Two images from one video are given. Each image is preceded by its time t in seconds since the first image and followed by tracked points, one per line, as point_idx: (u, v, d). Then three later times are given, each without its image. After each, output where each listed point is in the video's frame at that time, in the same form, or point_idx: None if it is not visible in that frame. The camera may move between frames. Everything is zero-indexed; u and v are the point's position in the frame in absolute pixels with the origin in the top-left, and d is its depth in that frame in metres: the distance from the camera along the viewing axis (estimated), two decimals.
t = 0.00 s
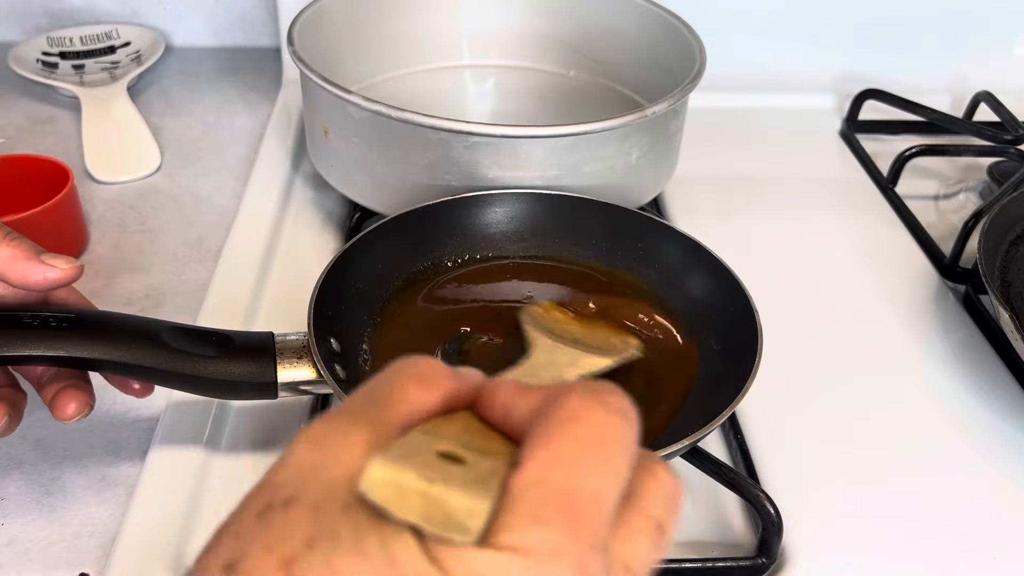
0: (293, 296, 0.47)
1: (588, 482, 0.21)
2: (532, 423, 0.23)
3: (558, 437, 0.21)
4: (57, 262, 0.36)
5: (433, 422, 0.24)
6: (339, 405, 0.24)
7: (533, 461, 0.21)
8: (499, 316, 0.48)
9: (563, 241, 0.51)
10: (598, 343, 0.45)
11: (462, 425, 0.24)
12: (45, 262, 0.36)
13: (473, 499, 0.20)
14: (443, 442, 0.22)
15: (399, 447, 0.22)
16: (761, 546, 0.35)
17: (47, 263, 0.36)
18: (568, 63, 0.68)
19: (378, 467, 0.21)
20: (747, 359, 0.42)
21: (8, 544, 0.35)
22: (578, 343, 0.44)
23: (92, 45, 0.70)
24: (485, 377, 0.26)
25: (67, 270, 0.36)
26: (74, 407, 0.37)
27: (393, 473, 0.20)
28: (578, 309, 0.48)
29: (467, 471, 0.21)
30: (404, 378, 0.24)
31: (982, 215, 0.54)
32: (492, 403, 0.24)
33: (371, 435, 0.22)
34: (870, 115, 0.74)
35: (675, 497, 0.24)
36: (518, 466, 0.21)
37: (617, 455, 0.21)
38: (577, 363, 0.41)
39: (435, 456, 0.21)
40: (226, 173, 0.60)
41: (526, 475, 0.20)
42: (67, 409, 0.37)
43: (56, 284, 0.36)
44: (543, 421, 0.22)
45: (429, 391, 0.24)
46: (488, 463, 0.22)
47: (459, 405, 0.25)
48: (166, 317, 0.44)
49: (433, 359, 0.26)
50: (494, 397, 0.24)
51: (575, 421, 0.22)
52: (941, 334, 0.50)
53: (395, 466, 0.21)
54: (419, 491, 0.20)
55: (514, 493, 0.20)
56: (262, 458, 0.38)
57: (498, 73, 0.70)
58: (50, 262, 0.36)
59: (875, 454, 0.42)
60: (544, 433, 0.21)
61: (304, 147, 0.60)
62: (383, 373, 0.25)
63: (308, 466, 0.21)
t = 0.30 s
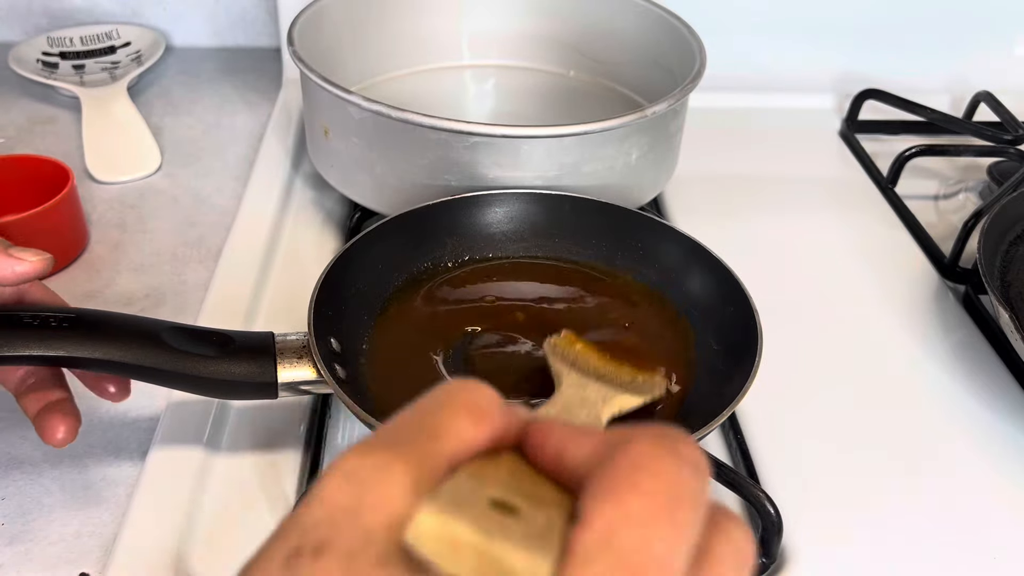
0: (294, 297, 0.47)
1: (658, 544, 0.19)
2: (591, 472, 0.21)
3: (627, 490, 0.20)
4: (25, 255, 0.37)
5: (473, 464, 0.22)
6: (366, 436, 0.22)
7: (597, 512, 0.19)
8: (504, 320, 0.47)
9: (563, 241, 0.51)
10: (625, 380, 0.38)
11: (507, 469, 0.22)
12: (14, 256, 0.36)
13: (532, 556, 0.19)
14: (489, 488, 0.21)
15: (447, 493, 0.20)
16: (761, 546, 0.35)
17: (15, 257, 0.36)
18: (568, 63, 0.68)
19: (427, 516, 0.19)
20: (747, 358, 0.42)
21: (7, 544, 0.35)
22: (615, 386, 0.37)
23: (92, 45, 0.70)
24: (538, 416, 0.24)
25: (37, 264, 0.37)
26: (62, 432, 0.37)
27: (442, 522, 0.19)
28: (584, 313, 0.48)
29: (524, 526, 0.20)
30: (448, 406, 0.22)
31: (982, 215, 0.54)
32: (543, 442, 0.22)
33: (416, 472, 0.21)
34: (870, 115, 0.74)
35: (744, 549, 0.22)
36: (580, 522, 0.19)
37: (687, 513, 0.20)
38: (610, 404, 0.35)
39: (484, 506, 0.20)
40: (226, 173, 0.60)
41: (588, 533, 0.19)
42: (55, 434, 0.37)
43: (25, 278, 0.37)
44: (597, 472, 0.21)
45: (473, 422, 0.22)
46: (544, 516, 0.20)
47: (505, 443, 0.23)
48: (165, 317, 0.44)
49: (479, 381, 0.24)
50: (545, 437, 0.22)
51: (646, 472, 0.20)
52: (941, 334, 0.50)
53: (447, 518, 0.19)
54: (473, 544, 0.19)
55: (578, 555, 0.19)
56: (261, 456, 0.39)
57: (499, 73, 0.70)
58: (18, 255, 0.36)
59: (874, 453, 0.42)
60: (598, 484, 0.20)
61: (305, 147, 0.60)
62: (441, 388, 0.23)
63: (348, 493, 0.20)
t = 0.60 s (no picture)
0: (293, 296, 0.47)
1: None
2: (638, 526, 0.20)
3: (686, 549, 0.18)
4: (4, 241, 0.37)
5: (515, 512, 0.21)
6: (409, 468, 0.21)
7: None
8: (502, 315, 0.47)
9: (563, 242, 0.51)
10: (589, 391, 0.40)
11: (547, 519, 0.21)
12: None
13: None
14: (534, 545, 0.20)
15: (497, 551, 0.20)
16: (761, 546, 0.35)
17: None
18: (568, 63, 0.68)
19: None
20: (747, 357, 0.42)
21: (7, 544, 0.35)
22: (597, 400, 0.39)
23: (92, 45, 0.70)
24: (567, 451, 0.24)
25: (17, 248, 0.37)
26: (45, 428, 0.37)
27: None
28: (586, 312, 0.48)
29: None
30: (483, 441, 0.21)
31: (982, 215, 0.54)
32: (577, 487, 0.21)
33: (463, 518, 0.20)
34: (870, 115, 0.74)
35: None
36: None
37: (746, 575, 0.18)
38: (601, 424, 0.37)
39: (534, 566, 0.19)
40: (226, 173, 0.60)
41: None
42: (38, 429, 0.37)
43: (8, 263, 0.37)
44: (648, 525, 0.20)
45: (519, 468, 0.21)
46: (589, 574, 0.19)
47: (540, 486, 0.22)
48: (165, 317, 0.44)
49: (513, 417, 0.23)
50: (582, 484, 0.22)
51: (706, 534, 0.19)
52: (941, 334, 0.50)
53: None
54: None
55: None
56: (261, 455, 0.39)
57: (499, 73, 0.70)
58: None
59: (874, 453, 0.42)
60: (648, 535, 0.19)
61: (305, 147, 0.60)
62: (472, 427, 0.22)
63: (390, 542, 0.19)
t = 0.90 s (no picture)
0: (293, 296, 0.47)
1: None
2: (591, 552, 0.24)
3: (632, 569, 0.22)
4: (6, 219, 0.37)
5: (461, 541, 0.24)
6: (350, 493, 0.22)
7: None
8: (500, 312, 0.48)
9: (564, 242, 0.51)
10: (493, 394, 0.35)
11: (486, 544, 0.24)
12: None
13: None
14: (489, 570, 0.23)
15: None
16: (761, 546, 0.35)
17: None
18: (568, 63, 0.68)
19: None
20: (748, 357, 0.42)
21: (7, 544, 0.35)
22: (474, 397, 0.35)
23: (92, 45, 0.70)
24: (504, 475, 0.27)
25: (17, 225, 0.37)
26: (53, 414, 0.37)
27: None
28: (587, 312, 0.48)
29: None
30: (427, 463, 0.23)
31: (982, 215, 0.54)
32: (512, 516, 0.25)
33: (408, 550, 0.21)
34: (870, 115, 0.74)
35: None
36: None
37: None
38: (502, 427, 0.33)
39: None
40: (226, 173, 0.60)
41: None
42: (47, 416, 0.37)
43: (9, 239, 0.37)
44: (599, 550, 0.23)
45: (458, 491, 0.23)
46: None
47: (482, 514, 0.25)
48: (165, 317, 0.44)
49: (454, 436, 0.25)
50: (523, 513, 0.25)
51: (655, 554, 0.22)
52: (941, 334, 0.50)
53: None
54: None
55: None
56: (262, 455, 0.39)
57: (499, 73, 0.70)
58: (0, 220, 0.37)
59: (874, 453, 0.42)
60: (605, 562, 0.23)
61: (305, 147, 0.60)
62: (408, 448, 0.24)
63: (330, 565, 0.20)
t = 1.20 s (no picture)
0: (293, 296, 0.47)
1: (448, 541, 0.17)
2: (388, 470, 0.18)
3: (415, 508, 0.17)
4: (18, 225, 0.37)
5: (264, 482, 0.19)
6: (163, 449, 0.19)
7: (386, 514, 0.17)
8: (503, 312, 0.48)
9: (564, 242, 0.51)
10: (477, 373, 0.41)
11: (313, 479, 0.19)
12: (8, 226, 0.36)
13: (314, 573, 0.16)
14: (280, 501, 0.18)
15: (234, 510, 0.18)
16: (761, 546, 0.35)
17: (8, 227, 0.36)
18: (568, 63, 0.68)
19: (195, 542, 0.17)
20: (747, 357, 0.42)
21: (7, 544, 0.35)
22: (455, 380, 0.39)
23: (92, 45, 0.70)
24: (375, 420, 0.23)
25: (30, 232, 0.37)
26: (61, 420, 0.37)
27: (216, 547, 0.17)
28: (587, 312, 0.48)
29: (315, 533, 0.17)
30: (242, 413, 0.20)
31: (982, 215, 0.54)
32: (348, 447, 0.20)
33: (200, 493, 0.17)
34: (870, 115, 0.74)
35: (552, 526, 0.20)
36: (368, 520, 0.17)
37: (487, 507, 0.18)
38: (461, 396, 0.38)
39: (271, 520, 0.18)
40: (226, 174, 0.60)
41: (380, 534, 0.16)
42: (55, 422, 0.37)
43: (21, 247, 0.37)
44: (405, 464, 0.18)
45: (269, 436, 0.20)
46: (336, 521, 0.18)
47: (306, 455, 0.20)
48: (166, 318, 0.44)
49: (277, 390, 0.22)
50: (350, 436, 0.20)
51: (431, 472, 0.17)
52: (941, 333, 0.50)
53: (220, 539, 0.17)
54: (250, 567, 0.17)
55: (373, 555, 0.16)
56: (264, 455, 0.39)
57: (499, 73, 0.70)
58: (12, 226, 0.37)
59: (874, 453, 0.42)
60: (394, 479, 0.17)
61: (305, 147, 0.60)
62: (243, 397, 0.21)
63: (117, 521, 0.17)
